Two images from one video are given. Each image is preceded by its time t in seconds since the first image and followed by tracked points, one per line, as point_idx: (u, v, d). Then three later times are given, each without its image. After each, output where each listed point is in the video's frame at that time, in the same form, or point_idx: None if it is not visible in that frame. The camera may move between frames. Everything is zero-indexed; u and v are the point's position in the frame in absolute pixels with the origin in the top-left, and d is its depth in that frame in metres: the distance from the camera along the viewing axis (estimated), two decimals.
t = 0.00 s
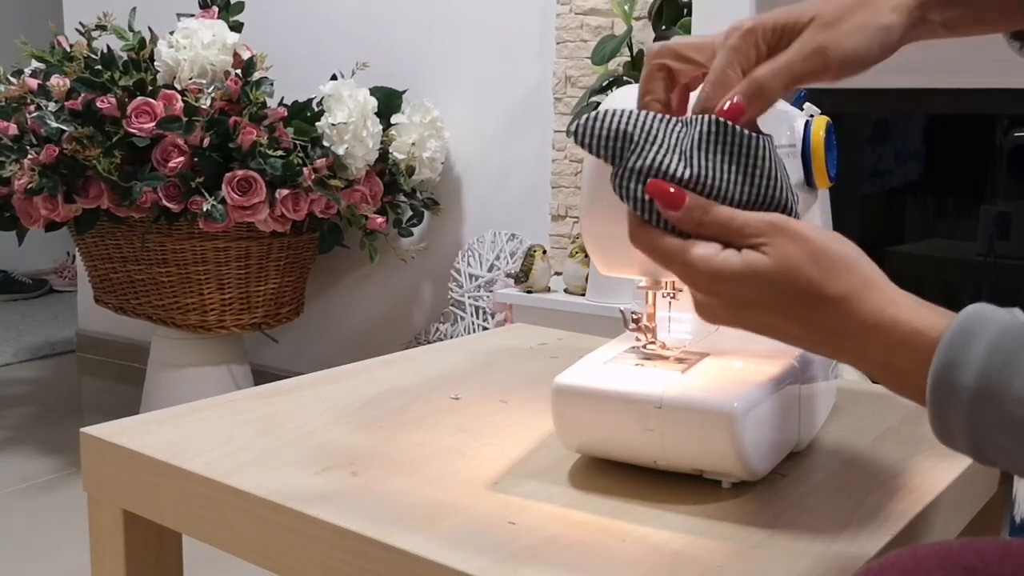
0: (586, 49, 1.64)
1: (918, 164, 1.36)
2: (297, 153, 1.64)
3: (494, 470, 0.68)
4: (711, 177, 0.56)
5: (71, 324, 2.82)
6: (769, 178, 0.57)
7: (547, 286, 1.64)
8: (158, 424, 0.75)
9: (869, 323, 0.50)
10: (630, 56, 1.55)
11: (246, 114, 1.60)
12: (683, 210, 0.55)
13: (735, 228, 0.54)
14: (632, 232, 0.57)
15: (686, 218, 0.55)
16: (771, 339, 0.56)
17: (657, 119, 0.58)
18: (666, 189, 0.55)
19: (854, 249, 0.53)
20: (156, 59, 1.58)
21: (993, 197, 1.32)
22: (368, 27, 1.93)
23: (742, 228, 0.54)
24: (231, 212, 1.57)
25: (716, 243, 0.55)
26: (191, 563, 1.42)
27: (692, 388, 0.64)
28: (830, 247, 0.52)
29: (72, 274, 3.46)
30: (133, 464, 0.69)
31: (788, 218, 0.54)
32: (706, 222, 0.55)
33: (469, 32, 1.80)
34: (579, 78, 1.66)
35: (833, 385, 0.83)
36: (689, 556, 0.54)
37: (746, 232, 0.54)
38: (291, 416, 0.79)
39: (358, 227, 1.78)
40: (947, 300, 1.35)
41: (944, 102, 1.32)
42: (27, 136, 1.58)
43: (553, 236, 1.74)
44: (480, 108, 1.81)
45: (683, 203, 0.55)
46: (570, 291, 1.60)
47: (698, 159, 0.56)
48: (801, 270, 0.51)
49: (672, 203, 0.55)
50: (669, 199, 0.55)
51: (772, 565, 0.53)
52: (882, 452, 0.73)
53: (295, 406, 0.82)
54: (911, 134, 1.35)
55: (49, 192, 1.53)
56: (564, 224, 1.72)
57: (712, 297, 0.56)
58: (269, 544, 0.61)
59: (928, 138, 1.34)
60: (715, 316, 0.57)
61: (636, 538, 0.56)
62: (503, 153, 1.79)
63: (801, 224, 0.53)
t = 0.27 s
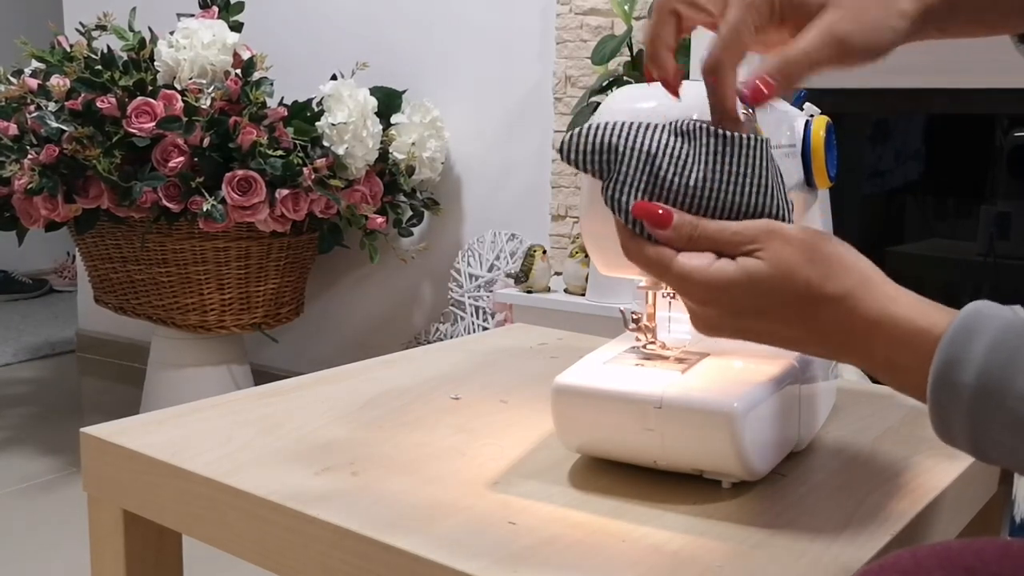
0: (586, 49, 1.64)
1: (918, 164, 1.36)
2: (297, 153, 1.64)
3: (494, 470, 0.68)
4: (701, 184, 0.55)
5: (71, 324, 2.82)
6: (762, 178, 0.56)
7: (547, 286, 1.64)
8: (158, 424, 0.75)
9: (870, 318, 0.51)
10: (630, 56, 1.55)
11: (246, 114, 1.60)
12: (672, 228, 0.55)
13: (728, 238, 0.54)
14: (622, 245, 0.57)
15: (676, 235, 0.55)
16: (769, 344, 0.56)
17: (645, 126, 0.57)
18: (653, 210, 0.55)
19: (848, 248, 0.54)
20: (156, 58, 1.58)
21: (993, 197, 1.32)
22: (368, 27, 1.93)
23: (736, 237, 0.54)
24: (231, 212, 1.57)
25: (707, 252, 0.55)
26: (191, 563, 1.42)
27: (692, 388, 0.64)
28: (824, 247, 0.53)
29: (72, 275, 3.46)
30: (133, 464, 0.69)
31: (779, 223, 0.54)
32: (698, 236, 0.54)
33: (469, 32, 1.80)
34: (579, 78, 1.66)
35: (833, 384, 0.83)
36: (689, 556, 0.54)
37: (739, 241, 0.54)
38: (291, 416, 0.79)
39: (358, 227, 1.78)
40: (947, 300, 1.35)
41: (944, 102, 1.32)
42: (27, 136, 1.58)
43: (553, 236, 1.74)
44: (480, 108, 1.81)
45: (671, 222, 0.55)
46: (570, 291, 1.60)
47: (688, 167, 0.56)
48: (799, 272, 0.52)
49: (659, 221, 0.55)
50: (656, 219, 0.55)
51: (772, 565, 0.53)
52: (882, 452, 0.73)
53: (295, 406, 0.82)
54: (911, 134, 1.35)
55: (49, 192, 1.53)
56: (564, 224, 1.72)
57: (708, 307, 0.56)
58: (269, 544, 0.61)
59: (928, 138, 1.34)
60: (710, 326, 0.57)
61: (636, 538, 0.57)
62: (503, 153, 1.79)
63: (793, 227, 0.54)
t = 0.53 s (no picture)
0: (586, 49, 1.64)
1: (918, 164, 1.36)
2: (297, 153, 1.64)
3: (494, 470, 0.68)
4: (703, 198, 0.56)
5: (71, 324, 2.82)
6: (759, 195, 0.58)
7: (547, 286, 1.64)
8: (158, 424, 0.75)
9: (873, 318, 0.51)
10: (630, 56, 1.55)
11: (247, 114, 1.60)
12: (674, 240, 0.55)
13: (729, 246, 0.54)
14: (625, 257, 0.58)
15: (677, 247, 0.55)
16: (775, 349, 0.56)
17: (644, 140, 0.58)
18: (654, 223, 0.56)
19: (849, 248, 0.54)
20: (156, 58, 1.58)
21: (993, 197, 1.32)
22: (368, 27, 1.93)
23: (737, 246, 0.54)
24: (231, 212, 1.57)
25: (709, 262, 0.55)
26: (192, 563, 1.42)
27: (691, 388, 0.64)
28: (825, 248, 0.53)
29: (72, 274, 3.46)
30: (133, 464, 0.69)
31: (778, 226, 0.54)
32: (699, 245, 0.55)
33: (469, 32, 1.80)
34: (579, 78, 1.66)
35: (833, 384, 0.83)
36: (689, 556, 0.54)
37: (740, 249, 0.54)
38: (291, 416, 0.79)
39: (358, 227, 1.78)
40: (947, 300, 1.36)
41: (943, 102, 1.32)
42: (27, 136, 1.58)
43: (553, 236, 1.74)
44: (480, 108, 1.81)
45: (672, 234, 0.55)
46: (570, 291, 1.60)
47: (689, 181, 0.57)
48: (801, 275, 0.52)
49: (660, 235, 0.55)
50: (658, 231, 0.55)
51: (773, 565, 0.53)
52: (882, 452, 0.73)
53: (295, 406, 0.82)
54: (911, 134, 1.35)
55: (49, 192, 1.53)
56: (564, 224, 1.72)
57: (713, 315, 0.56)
58: (269, 544, 0.61)
59: (928, 138, 1.34)
60: (716, 333, 0.57)
61: (636, 538, 0.57)
62: (503, 154, 1.79)
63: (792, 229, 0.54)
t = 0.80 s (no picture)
0: (586, 49, 1.64)
1: (918, 164, 1.35)
2: (297, 153, 1.64)
3: (494, 470, 0.68)
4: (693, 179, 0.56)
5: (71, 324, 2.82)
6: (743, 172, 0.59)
7: (547, 286, 1.64)
8: (157, 424, 0.75)
9: (878, 309, 0.51)
10: (630, 56, 1.55)
11: (246, 114, 1.60)
12: (678, 227, 0.54)
13: (734, 235, 0.54)
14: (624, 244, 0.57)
15: (681, 235, 0.54)
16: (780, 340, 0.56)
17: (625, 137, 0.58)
18: (655, 209, 0.54)
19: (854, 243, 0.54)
20: (155, 58, 1.58)
21: (993, 197, 1.31)
22: (368, 26, 1.93)
23: (742, 236, 0.54)
24: (231, 212, 1.57)
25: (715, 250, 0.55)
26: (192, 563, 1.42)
27: (692, 389, 0.64)
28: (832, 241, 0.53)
29: (72, 275, 3.46)
30: (133, 464, 0.69)
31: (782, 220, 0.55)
32: (704, 231, 0.54)
33: (469, 32, 1.80)
34: (579, 77, 1.66)
35: (834, 384, 0.83)
36: (690, 556, 0.54)
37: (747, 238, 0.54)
38: (291, 417, 0.79)
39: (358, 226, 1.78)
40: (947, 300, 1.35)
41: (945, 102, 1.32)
42: (26, 136, 1.58)
43: (553, 236, 1.74)
44: (480, 108, 1.80)
45: (675, 221, 0.54)
46: (570, 291, 1.59)
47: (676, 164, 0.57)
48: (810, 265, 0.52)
49: (664, 222, 0.54)
50: (660, 219, 0.54)
51: (774, 566, 0.53)
52: (883, 452, 0.73)
53: (294, 406, 0.82)
54: (911, 134, 1.35)
55: (49, 192, 1.52)
56: (564, 224, 1.72)
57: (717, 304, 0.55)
58: (269, 544, 0.60)
59: (929, 138, 1.34)
60: (720, 323, 0.57)
61: (636, 538, 0.56)
62: (503, 154, 1.79)
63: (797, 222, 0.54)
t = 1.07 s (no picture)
0: (586, 49, 1.65)
1: (918, 164, 1.36)
2: (297, 153, 1.64)
3: (494, 470, 0.68)
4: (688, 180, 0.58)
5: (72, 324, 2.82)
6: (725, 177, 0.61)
7: (547, 286, 1.64)
8: (158, 424, 0.75)
9: (875, 322, 0.52)
10: (630, 56, 1.55)
11: (247, 114, 1.60)
12: (675, 248, 0.54)
13: (730, 254, 0.54)
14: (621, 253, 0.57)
15: (679, 254, 0.54)
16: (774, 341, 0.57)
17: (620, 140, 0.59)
18: (655, 234, 0.54)
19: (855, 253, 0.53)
20: (156, 59, 1.58)
21: (993, 197, 1.32)
22: (368, 26, 1.93)
23: (739, 254, 0.53)
24: (231, 212, 1.57)
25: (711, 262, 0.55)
26: (192, 563, 1.42)
27: (692, 389, 0.64)
28: (831, 254, 0.53)
29: (72, 274, 3.46)
30: (134, 464, 0.69)
31: (781, 229, 0.54)
32: (701, 247, 0.54)
33: (469, 32, 1.80)
34: (579, 78, 1.66)
35: (833, 384, 0.83)
36: (689, 556, 0.54)
37: (742, 258, 0.53)
38: (291, 416, 0.79)
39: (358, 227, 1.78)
40: (947, 300, 1.36)
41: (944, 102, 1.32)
42: (27, 136, 1.58)
43: (553, 236, 1.74)
44: (480, 108, 1.81)
45: (672, 242, 0.54)
46: (570, 291, 1.60)
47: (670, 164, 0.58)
48: (805, 284, 0.52)
49: (662, 245, 0.54)
50: (658, 242, 0.54)
51: (773, 565, 0.53)
52: (882, 452, 0.73)
53: (295, 406, 0.82)
54: (911, 134, 1.35)
55: (49, 192, 1.53)
56: (564, 224, 1.72)
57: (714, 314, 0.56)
58: (269, 544, 0.61)
59: (928, 138, 1.34)
60: (717, 328, 0.58)
61: (636, 538, 0.57)
62: (503, 154, 1.79)
63: (796, 233, 0.53)
